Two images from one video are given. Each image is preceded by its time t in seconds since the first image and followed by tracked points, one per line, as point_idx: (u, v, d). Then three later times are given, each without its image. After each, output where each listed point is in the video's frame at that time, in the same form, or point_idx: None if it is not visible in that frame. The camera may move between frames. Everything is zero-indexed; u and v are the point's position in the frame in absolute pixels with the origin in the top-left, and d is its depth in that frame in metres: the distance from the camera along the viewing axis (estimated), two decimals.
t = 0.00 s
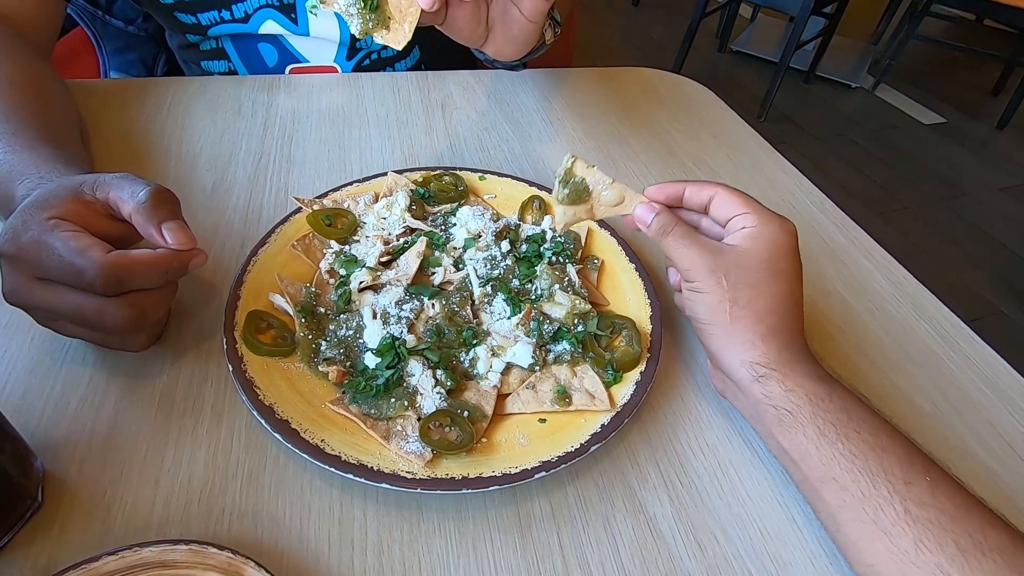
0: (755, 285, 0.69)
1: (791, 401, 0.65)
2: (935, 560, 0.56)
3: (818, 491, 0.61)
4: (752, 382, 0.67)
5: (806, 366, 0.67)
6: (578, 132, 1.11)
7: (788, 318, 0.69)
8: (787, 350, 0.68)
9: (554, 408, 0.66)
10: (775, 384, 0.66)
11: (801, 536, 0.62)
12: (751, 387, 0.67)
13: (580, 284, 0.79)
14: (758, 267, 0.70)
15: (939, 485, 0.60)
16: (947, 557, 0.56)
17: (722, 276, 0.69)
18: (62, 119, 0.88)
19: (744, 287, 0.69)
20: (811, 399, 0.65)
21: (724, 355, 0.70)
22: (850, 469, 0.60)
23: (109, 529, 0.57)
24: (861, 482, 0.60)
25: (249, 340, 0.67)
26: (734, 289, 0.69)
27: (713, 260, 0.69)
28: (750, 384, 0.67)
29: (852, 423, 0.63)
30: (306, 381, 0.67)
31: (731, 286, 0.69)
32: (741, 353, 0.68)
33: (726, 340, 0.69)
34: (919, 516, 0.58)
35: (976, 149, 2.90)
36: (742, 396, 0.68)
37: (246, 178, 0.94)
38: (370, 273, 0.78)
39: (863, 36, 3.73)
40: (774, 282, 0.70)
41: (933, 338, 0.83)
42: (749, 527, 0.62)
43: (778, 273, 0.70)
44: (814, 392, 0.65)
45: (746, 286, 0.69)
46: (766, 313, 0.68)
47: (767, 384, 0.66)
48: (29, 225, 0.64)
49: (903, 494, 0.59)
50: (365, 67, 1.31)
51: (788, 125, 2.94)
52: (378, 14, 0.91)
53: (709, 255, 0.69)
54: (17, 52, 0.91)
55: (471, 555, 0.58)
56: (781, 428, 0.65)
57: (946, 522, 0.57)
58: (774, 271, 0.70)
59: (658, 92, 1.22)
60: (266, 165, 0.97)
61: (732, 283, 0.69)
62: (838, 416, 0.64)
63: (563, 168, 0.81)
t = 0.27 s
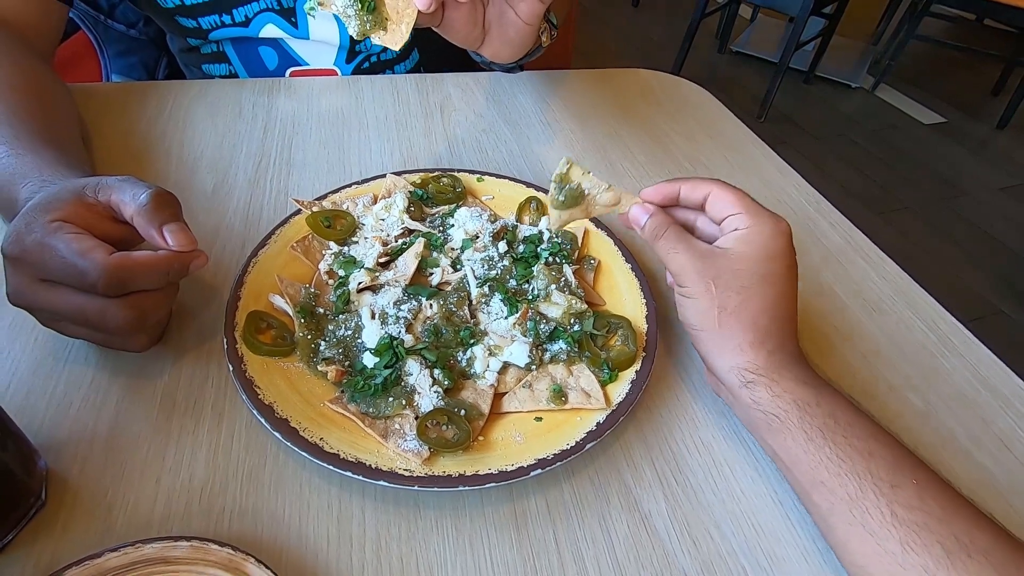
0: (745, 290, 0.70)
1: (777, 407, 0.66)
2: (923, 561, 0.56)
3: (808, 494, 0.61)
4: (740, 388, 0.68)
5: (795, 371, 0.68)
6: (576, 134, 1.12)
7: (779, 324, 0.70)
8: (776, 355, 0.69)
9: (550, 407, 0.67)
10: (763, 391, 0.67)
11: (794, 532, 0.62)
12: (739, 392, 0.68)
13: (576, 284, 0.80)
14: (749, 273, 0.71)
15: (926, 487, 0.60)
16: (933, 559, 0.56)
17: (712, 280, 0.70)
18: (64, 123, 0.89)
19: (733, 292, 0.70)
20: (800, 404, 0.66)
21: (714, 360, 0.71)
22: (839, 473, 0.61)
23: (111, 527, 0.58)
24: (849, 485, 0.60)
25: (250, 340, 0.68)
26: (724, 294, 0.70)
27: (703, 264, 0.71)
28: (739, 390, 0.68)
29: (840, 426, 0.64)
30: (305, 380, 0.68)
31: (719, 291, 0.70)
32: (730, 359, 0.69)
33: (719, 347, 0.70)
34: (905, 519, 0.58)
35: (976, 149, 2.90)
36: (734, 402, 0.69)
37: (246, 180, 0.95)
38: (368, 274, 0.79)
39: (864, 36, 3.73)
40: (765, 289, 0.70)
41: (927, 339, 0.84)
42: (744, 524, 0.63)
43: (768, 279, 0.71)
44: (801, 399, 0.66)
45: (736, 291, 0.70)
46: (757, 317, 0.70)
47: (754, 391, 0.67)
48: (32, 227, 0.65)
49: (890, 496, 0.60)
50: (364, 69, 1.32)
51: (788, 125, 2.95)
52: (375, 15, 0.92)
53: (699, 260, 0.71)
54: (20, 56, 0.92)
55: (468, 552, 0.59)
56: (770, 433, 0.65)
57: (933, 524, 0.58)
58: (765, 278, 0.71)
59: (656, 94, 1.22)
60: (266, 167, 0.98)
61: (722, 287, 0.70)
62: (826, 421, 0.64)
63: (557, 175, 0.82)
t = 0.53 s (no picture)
0: (730, 295, 0.72)
1: (774, 410, 0.67)
2: (915, 554, 0.57)
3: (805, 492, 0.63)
4: (737, 391, 0.69)
5: (787, 371, 0.70)
6: (578, 139, 1.14)
7: (767, 328, 0.72)
8: (769, 357, 0.70)
9: (553, 406, 0.68)
10: (759, 393, 0.68)
11: (792, 529, 0.64)
12: (737, 395, 0.69)
13: (578, 286, 0.82)
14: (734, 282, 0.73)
15: (916, 482, 0.62)
16: (926, 552, 0.57)
17: (699, 289, 0.73)
18: (78, 131, 0.91)
19: (721, 298, 0.72)
20: (795, 404, 0.67)
21: (712, 365, 0.72)
22: (833, 471, 0.62)
23: (127, 523, 0.59)
24: (845, 484, 0.61)
25: (259, 342, 0.70)
26: (712, 301, 0.72)
27: (690, 275, 0.73)
28: (737, 394, 0.69)
29: (834, 425, 0.65)
30: (314, 381, 0.69)
31: (708, 297, 0.73)
32: (728, 361, 0.70)
33: (711, 351, 0.72)
34: (897, 514, 0.60)
35: (978, 151, 2.91)
36: (732, 406, 0.70)
37: (254, 186, 0.97)
38: (375, 277, 0.80)
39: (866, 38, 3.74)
40: (750, 295, 0.73)
41: (924, 339, 0.85)
42: (742, 521, 0.64)
43: (752, 286, 0.73)
44: (797, 399, 0.67)
45: (723, 297, 0.72)
46: (744, 320, 0.72)
47: (752, 394, 0.68)
48: (50, 233, 0.67)
49: (883, 494, 0.61)
50: (368, 76, 1.34)
51: (789, 127, 2.96)
52: None
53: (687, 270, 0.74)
54: (35, 66, 0.95)
55: (473, 548, 0.61)
56: (767, 435, 0.67)
57: (925, 520, 0.59)
58: (749, 285, 0.73)
59: (657, 98, 1.24)
60: (273, 173, 1.00)
61: (709, 295, 0.73)
62: (820, 424, 0.66)
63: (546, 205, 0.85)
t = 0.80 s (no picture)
0: (772, 302, 0.72)
1: (807, 415, 0.68)
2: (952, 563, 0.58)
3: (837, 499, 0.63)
4: (769, 397, 0.70)
5: (822, 383, 0.70)
6: (595, 148, 1.15)
7: (803, 335, 0.72)
8: (804, 366, 0.71)
9: (576, 413, 0.69)
10: (793, 400, 0.69)
11: (817, 538, 0.64)
12: (769, 402, 0.70)
13: (599, 294, 0.83)
14: (771, 290, 0.73)
15: (953, 494, 0.62)
16: (963, 562, 0.58)
17: (740, 292, 0.73)
18: (108, 140, 0.93)
19: (761, 304, 0.72)
20: (829, 412, 0.68)
21: (744, 371, 0.72)
22: (870, 478, 0.63)
23: (161, 524, 0.61)
24: (879, 491, 0.62)
25: (288, 347, 0.71)
26: (751, 306, 0.72)
27: (732, 276, 0.74)
28: (767, 400, 0.70)
29: (868, 434, 0.66)
30: (340, 386, 0.71)
31: (747, 301, 0.73)
32: (758, 369, 0.71)
33: (745, 357, 0.72)
34: (935, 523, 0.60)
35: (992, 158, 2.90)
36: (759, 408, 0.71)
37: (279, 194, 0.99)
38: (399, 284, 0.82)
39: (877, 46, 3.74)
40: (793, 303, 0.72)
41: (946, 348, 0.85)
42: (766, 528, 0.65)
43: (796, 294, 0.73)
44: (831, 407, 0.68)
45: (764, 303, 0.72)
46: (781, 331, 0.72)
47: (785, 401, 0.69)
48: (88, 240, 0.69)
49: (919, 502, 0.61)
50: (388, 86, 1.36)
51: (801, 136, 2.96)
52: None
53: (728, 271, 0.74)
54: (68, 78, 0.97)
55: (500, 553, 0.61)
56: (800, 441, 0.67)
57: (962, 529, 0.60)
58: (791, 292, 0.73)
59: (672, 108, 1.25)
60: (296, 181, 1.01)
61: (749, 299, 0.73)
62: (856, 430, 0.66)
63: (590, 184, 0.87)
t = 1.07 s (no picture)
0: (786, 306, 0.71)
1: (815, 422, 0.67)
2: None
3: (847, 510, 0.62)
4: (776, 403, 0.69)
5: (830, 388, 0.69)
6: (602, 148, 1.14)
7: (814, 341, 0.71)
8: (812, 371, 0.69)
9: (581, 415, 0.68)
10: (801, 407, 0.68)
11: (826, 546, 0.63)
12: (777, 408, 0.69)
13: (605, 295, 0.82)
14: (785, 294, 0.71)
15: (967, 505, 0.61)
16: None
17: (753, 294, 0.71)
18: (115, 138, 0.93)
19: (774, 308, 0.71)
20: (838, 421, 0.66)
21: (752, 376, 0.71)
22: (880, 489, 0.62)
23: (162, 522, 0.60)
24: (889, 503, 0.61)
25: (291, 345, 0.71)
26: (763, 309, 0.71)
27: (746, 278, 0.72)
28: (776, 406, 0.69)
29: (878, 443, 0.65)
30: (343, 385, 0.70)
31: (760, 304, 0.71)
32: (766, 373, 0.70)
33: (753, 362, 0.71)
34: (948, 536, 0.59)
35: (1005, 163, 2.87)
36: (766, 413, 0.70)
37: (284, 193, 0.99)
38: (403, 284, 0.81)
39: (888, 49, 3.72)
40: (807, 307, 0.71)
41: (958, 354, 0.84)
42: (773, 535, 0.64)
43: (811, 298, 0.71)
44: (841, 413, 0.67)
45: (778, 307, 0.71)
46: (791, 337, 0.70)
47: (792, 407, 0.68)
48: (93, 236, 0.68)
49: (931, 515, 0.60)
50: (395, 86, 1.35)
51: (811, 139, 2.94)
52: None
53: (743, 272, 0.72)
54: (76, 75, 0.97)
55: (501, 556, 0.61)
56: (807, 450, 0.66)
57: (975, 543, 0.58)
58: (806, 295, 0.71)
59: (681, 109, 1.24)
60: (302, 180, 1.01)
61: (762, 302, 0.71)
62: (865, 439, 0.65)
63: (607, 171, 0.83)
